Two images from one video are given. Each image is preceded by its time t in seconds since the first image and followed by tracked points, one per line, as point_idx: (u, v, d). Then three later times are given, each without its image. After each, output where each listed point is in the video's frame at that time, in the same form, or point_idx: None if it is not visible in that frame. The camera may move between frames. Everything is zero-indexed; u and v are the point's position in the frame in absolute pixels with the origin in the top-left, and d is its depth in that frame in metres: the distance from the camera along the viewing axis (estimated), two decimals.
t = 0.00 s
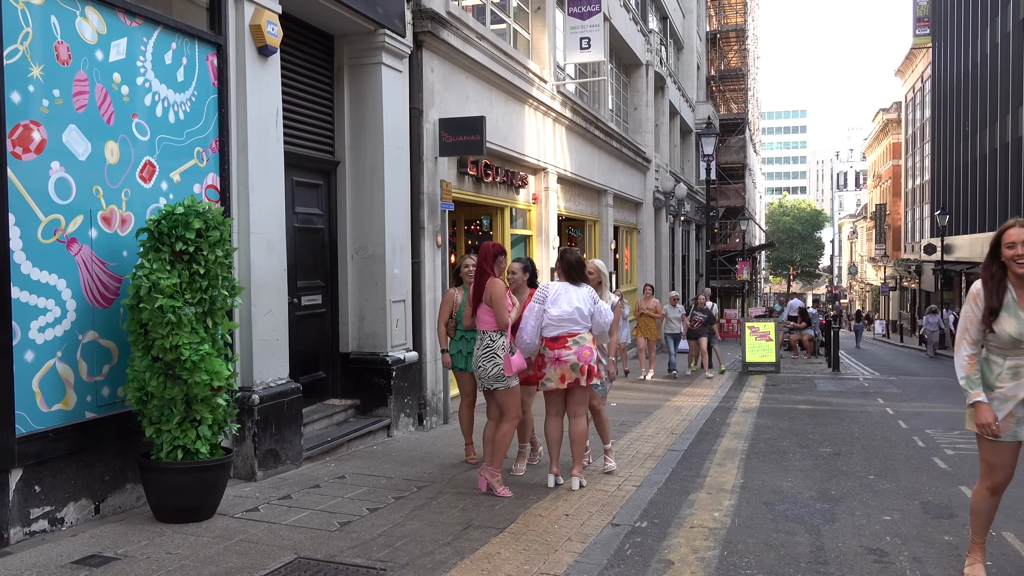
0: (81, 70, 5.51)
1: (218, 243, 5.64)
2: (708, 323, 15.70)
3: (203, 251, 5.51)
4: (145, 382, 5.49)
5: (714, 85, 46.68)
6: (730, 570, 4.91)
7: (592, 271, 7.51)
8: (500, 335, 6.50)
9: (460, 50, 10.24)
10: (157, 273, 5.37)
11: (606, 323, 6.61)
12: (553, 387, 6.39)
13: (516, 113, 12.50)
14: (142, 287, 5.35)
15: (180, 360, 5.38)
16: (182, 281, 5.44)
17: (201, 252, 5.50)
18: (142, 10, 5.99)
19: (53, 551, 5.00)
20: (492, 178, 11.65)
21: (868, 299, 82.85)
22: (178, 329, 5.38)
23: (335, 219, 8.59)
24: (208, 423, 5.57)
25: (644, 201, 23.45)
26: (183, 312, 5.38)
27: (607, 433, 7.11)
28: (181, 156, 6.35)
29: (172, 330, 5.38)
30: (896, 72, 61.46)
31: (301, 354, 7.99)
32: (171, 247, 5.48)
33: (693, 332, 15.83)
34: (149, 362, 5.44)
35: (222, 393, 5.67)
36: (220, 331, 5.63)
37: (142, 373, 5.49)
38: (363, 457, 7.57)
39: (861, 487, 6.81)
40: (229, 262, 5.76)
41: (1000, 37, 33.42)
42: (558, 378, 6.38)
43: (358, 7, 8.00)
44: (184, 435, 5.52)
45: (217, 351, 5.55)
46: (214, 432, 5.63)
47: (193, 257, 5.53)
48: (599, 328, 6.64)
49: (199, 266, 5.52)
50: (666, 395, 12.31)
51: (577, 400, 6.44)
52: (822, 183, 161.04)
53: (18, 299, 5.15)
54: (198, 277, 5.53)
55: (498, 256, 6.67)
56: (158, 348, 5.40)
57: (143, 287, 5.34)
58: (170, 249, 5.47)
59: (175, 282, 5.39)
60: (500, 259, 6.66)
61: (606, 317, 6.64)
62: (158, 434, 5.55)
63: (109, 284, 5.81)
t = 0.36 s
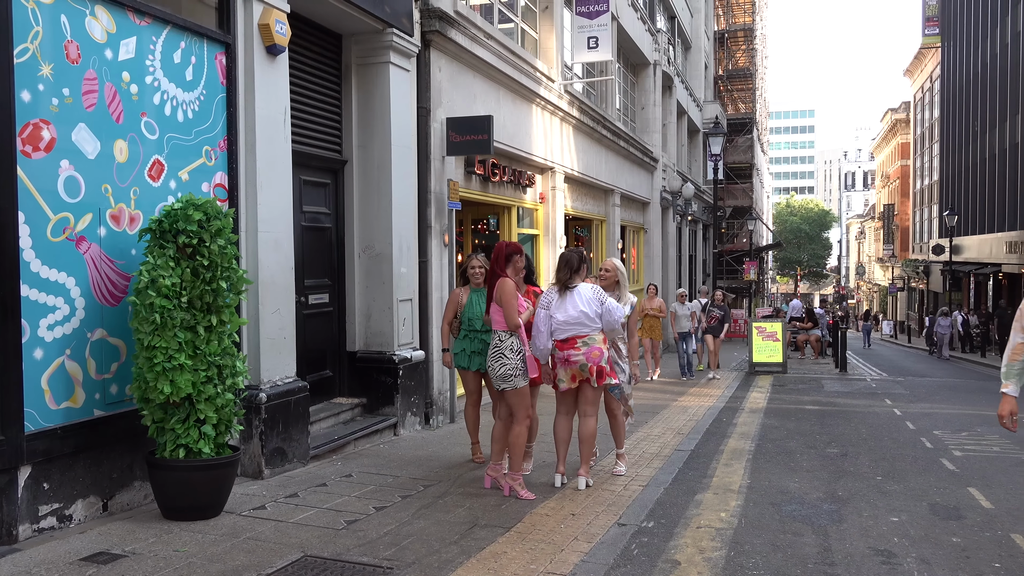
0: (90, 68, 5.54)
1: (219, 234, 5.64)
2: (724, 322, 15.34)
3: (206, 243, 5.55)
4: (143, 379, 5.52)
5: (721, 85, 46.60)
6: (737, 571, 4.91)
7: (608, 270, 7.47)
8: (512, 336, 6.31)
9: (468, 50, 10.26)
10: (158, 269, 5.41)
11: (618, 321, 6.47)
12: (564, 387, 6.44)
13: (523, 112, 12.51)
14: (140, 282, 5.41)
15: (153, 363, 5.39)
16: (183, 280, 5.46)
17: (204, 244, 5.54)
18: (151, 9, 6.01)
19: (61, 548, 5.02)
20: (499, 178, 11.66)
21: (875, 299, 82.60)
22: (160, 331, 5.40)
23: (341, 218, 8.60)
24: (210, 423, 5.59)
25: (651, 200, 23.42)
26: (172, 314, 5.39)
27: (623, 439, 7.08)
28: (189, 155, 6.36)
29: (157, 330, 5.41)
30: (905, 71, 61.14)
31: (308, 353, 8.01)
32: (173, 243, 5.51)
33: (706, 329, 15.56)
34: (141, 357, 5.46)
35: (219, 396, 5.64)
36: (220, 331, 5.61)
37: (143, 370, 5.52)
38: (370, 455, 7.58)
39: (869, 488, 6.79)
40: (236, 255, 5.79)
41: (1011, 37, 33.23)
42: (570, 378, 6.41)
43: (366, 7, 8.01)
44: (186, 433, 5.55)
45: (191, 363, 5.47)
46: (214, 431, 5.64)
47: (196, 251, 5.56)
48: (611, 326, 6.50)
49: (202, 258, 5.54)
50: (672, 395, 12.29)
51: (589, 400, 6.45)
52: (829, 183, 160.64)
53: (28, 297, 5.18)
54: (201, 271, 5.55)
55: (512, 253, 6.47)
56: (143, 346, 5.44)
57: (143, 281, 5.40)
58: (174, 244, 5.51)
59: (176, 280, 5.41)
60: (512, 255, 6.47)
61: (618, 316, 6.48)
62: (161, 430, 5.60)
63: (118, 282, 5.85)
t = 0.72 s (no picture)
0: (95, 65, 5.55)
1: (218, 224, 5.64)
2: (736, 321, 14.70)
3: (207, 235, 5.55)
4: (155, 376, 5.53)
5: (727, 83, 46.46)
6: (742, 570, 4.91)
7: (606, 266, 7.35)
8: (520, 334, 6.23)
9: (473, 48, 10.26)
10: (166, 266, 5.42)
11: (607, 319, 6.36)
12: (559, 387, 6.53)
13: (529, 111, 12.51)
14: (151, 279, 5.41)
15: (172, 360, 5.40)
16: (191, 275, 5.49)
17: (205, 234, 5.54)
18: (157, 7, 6.02)
19: (67, 544, 5.04)
20: (505, 176, 11.65)
21: (881, 299, 82.39)
22: (177, 327, 5.42)
23: (347, 216, 8.60)
24: (218, 422, 5.61)
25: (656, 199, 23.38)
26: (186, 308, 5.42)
27: (627, 434, 7.05)
28: (195, 153, 6.37)
29: (174, 326, 5.44)
30: (912, 70, 60.85)
31: (313, 351, 8.01)
32: (174, 238, 5.52)
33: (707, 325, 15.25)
34: (156, 355, 5.47)
35: (229, 393, 5.67)
36: (228, 326, 5.64)
37: (153, 367, 5.53)
38: (375, 453, 7.59)
39: (874, 488, 6.78)
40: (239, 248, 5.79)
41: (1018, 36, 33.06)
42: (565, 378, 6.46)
43: (372, 5, 8.01)
44: (195, 431, 5.58)
45: (214, 356, 5.52)
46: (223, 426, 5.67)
47: (197, 244, 5.57)
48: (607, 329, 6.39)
49: (205, 251, 5.55)
50: (677, 394, 12.26)
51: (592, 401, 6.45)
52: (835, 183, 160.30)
53: (34, 294, 5.20)
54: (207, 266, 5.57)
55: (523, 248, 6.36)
56: (161, 343, 5.45)
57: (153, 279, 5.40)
58: (176, 241, 5.52)
59: (184, 275, 5.44)
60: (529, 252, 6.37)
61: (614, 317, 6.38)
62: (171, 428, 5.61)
63: (124, 279, 5.87)
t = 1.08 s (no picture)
0: (102, 63, 5.57)
1: (219, 220, 5.63)
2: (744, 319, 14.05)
3: (211, 232, 5.56)
4: (165, 377, 5.54)
5: (733, 82, 46.44)
6: (747, 569, 4.90)
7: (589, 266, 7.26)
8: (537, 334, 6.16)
9: (479, 46, 10.27)
10: (176, 267, 5.42)
11: (579, 315, 6.26)
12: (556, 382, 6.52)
13: (534, 109, 12.51)
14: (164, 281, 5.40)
15: (188, 360, 5.43)
16: (200, 275, 5.51)
17: (208, 231, 5.54)
18: (163, 5, 6.03)
19: (73, 541, 5.06)
20: (509, 174, 11.64)
21: (887, 299, 82.14)
22: (193, 327, 5.45)
23: (351, 214, 8.61)
24: (227, 419, 5.65)
25: (662, 198, 23.38)
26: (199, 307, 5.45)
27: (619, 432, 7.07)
28: (200, 150, 6.38)
29: (188, 326, 5.46)
30: (920, 68, 60.61)
31: (318, 349, 8.02)
32: (178, 239, 5.51)
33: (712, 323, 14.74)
34: (169, 355, 5.48)
35: (239, 391, 5.72)
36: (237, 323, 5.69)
37: (163, 368, 5.53)
38: (379, 451, 7.59)
39: (879, 487, 6.75)
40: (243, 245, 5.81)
41: None
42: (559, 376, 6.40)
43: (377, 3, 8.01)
44: (204, 429, 5.61)
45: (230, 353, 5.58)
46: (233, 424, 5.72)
47: (200, 243, 5.57)
48: (581, 326, 6.27)
49: (209, 249, 5.56)
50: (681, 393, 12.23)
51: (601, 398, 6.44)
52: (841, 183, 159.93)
53: (41, 292, 5.22)
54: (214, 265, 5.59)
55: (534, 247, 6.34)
56: (175, 343, 5.46)
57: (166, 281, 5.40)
58: (181, 241, 5.51)
59: (194, 275, 5.46)
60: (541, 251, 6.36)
61: (589, 314, 6.25)
62: (180, 427, 5.62)
63: (129, 276, 5.89)
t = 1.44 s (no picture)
0: (88, 54, 5.35)
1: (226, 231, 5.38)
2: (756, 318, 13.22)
3: (218, 241, 5.31)
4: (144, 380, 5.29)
5: (745, 73, 45.80)
6: None
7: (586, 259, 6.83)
8: (542, 334, 5.91)
9: (480, 36, 10.05)
10: (175, 270, 5.21)
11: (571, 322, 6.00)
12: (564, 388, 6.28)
13: (537, 102, 12.27)
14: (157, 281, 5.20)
15: (167, 367, 5.17)
16: (200, 282, 5.29)
17: (213, 241, 5.29)
18: None
19: (56, 553, 4.81)
20: (512, 170, 11.38)
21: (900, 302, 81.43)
22: (180, 335, 5.20)
23: (347, 212, 8.38)
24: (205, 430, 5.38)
25: (670, 194, 23.06)
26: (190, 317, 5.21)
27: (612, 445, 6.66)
28: (190, 145, 6.16)
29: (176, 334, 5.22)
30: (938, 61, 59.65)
31: (312, 352, 7.79)
32: (182, 240, 5.30)
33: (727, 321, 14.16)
34: (148, 357, 5.25)
35: (218, 403, 5.43)
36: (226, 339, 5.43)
37: (142, 369, 5.30)
38: (376, 459, 7.33)
39: (898, 496, 6.47)
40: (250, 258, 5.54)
41: None
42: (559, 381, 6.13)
43: None
44: (183, 440, 5.33)
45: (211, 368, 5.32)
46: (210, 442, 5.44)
47: (204, 251, 5.34)
48: (572, 332, 6.01)
49: (211, 258, 5.31)
50: (692, 398, 11.93)
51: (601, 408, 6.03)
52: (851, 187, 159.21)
53: (24, 292, 5.00)
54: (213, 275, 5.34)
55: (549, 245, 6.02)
56: (158, 347, 5.21)
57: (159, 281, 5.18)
58: (186, 245, 5.29)
59: (194, 283, 5.24)
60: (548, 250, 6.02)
61: (580, 319, 5.96)
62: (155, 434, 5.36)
63: (117, 276, 5.65)
